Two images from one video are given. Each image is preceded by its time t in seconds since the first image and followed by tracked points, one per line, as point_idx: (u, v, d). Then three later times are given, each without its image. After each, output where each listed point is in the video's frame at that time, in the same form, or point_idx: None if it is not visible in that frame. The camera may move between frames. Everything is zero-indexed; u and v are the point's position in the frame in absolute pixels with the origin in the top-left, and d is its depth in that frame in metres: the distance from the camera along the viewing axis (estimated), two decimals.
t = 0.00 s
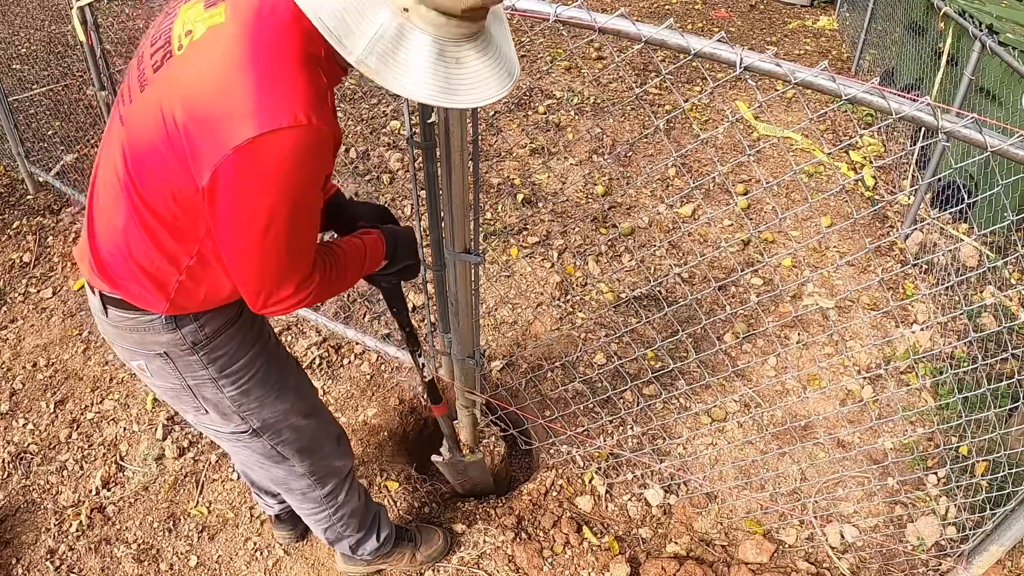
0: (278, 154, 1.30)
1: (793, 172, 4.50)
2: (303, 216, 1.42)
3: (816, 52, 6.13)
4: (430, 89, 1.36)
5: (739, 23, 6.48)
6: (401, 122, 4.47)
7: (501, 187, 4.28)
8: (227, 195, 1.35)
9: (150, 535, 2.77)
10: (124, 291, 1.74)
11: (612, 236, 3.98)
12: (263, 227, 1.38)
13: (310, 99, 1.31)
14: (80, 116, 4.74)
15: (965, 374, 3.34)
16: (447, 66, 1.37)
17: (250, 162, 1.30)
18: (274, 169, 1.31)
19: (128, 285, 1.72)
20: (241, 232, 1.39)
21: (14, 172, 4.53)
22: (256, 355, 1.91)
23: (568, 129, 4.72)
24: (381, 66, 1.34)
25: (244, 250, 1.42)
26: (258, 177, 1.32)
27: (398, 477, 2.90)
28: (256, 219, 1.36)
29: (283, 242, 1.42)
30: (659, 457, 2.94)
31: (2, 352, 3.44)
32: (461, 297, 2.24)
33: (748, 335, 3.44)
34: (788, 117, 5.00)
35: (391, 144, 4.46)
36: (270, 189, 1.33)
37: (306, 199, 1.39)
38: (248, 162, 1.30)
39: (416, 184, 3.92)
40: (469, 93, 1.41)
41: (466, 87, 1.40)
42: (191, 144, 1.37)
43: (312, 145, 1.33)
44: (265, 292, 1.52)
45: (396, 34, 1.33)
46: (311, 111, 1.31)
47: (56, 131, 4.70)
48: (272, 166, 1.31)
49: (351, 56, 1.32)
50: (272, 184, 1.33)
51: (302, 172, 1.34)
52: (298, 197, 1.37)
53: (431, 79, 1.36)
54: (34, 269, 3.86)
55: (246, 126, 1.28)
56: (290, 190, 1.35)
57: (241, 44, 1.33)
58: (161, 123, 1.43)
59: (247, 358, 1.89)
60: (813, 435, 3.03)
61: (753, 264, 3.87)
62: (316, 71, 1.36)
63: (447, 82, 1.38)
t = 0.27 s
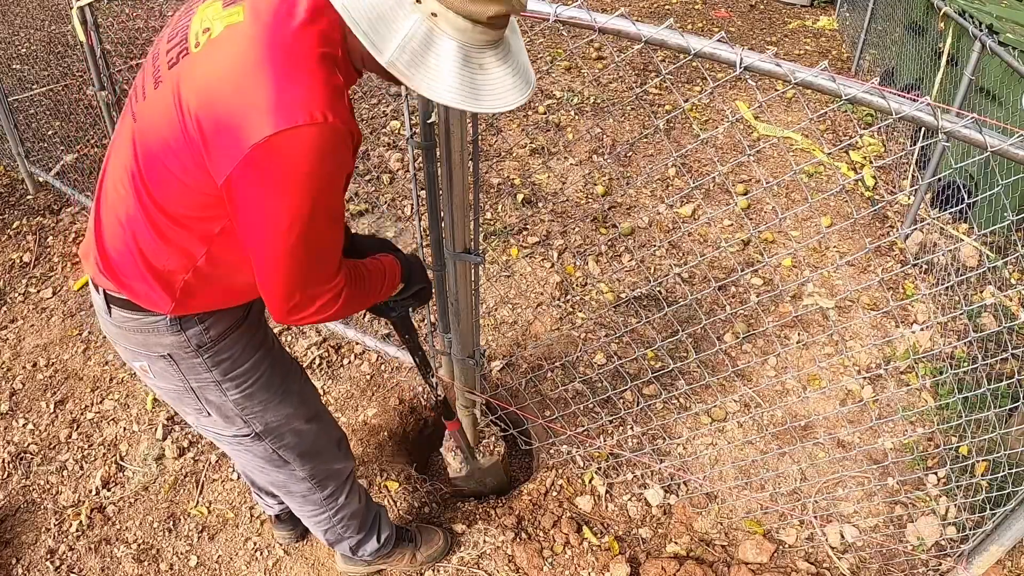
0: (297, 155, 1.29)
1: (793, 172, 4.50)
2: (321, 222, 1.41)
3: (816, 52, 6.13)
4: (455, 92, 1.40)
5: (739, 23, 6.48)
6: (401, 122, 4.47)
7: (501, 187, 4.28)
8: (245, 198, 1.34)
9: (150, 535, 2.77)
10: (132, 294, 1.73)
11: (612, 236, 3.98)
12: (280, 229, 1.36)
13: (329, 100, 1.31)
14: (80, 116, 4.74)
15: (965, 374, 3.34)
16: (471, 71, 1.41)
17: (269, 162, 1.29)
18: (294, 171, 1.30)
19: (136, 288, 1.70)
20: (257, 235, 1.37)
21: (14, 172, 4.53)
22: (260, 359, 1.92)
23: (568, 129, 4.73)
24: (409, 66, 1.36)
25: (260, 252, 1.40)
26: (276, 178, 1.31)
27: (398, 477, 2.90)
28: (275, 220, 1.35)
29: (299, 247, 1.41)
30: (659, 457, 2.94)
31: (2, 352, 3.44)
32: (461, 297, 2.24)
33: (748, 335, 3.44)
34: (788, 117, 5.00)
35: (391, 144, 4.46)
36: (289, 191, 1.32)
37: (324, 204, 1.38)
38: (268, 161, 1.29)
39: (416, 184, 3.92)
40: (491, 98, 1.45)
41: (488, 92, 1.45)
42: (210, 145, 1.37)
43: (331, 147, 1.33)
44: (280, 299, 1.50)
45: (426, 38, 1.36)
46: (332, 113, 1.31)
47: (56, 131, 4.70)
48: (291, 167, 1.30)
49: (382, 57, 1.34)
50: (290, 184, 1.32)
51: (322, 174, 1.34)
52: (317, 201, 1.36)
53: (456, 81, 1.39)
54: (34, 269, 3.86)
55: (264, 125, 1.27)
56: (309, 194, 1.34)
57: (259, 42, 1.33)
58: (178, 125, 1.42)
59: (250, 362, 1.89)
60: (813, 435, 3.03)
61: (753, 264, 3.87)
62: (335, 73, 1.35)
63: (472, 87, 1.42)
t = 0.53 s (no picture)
0: (277, 111, 1.29)
1: (793, 172, 4.50)
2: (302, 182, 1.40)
3: (816, 52, 6.13)
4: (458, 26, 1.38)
5: (739, 23, 6.49)
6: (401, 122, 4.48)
7: (501, 187, 4.28)
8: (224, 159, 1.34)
9: (150, 535, 2.77)
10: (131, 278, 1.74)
11: (613, 236, 3.98)
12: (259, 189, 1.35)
13: (309, 52, 1.31)
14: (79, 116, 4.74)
15: (965, 374, 3.34)
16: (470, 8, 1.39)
17: (250, 118, 1.29)
18: (273, 127, 1.30)
19: (133, 274, 1.72)
20: (239, 196, 1.36)
21: (14, 172, 4.53)
22: (273, 358, 1.92)
23: (568, 129, 4.73)
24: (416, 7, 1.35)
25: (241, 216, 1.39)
26: (256, 135, 1.30)
27: (398, 477, 2.90)
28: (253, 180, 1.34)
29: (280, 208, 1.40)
30: (659, 457, 2.94)
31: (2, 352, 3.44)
32: (461, 297, 2.24)
33: (748, 335, 3.44)
34: (788, 117, 5.00)
35: (391, 144, 4.46)
36: (269, 149, 1.31)
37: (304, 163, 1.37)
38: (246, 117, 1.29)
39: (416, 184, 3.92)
40: (495, 31, 1.42)
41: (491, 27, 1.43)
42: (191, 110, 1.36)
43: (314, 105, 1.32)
44: (261, 265, 1.48)
45: None
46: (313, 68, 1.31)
47: (55, 130, 4.69)
48: (271, 123, 1.29)
49: None
50: (268, 142, 1.31)
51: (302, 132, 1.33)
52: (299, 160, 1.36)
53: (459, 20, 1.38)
54: (34, 269, 3.86)
55: (242, 79, 1.28)
56: (288, 152, 1.33)
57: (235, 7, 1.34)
58: (159, 97, 1.42)
59: (264, 360, 1.89)
60: (813, 435, 3.03)
61: (753, 263, 3.87)
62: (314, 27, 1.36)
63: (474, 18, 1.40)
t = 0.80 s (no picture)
0: (158, 51, 1.17)
1: (793, 172, 4.50)
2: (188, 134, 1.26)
3: (816, 51, 6.13)
4: None
5: (739, 23, 6.49)
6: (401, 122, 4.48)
7: (501, 187, 4.28)
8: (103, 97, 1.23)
9: (150, 535, 2.77)
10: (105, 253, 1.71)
11: (613, 236, 3.98)
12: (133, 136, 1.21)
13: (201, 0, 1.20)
14: (79, 116, 4.74)
15: (965, 374, 3.34)
16: None
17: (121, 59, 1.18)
18: (144, 61, 1.17)
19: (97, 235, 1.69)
20: (112, 154, 1.25)
21: (15, 172, 4.53)
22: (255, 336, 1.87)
23: (568, 129, 4.73)
24: None
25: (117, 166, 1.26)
26: (124, 70, 1.17)
27: (398, 477, 2.89)
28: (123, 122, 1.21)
29: (163, 160, 1.26)
30: (659, 457, 2.94)
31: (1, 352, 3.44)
32: (460, 297, 2.24)
33: (748, 335, 3.44)
34: (788, 117, 5.00)
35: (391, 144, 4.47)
36: (140, 86, 1.18)
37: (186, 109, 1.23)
38: (119, 54, 1.17)
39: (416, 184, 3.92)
40: None
41: None
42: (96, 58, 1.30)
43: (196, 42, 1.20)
44: (142, 225, 1.34)
45: None
46: (201, 0, 1.20)
47: (56, 130, 4.70)
48: (144, 57, 1.17)
49: None
50: (146, 85, 1.18)
51: (182, 71, 1.20)
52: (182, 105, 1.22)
53: None
54: (34, 269, 3.86)
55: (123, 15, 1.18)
56: (163, 99, 1.20)
57: None
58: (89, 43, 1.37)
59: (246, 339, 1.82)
60: (813, 435, 3.03)
61: (753, 263, 3.87)
62: None
63: None
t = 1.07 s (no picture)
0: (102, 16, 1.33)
1: (793, 172, 4.50)
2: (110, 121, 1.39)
3: (815, 51, 6.13)
4: None
5: (739, 23, 6.49)
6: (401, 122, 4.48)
7: (501, 187, 4.28)
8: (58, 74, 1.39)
9: (150, 535, 2.76)
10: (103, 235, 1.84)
11: (612, 236, 3.98)
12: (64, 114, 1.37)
13: None
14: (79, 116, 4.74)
15: (965, 374, 3.34)
16: None
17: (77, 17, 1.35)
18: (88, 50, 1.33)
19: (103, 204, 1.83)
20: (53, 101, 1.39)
21: (14, 172, 4.53)
22: (233, 325, 1.91)
23: (568, 129, 4.73)
24: None
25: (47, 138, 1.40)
26: (71, 52, 1.34)
27: (398, 477, 2.89)
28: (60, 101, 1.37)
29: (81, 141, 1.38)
30: (659, 457, 2.94)
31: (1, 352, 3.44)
32: (460, 297, 2.24)
33: (748, 335, 3.44)
34: (788, 117, 5.00)
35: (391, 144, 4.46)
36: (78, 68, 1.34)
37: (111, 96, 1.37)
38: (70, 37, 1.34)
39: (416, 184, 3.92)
40: None
41: None
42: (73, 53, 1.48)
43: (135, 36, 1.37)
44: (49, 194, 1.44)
45: None
46: None
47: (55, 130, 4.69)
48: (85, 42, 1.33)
49: None
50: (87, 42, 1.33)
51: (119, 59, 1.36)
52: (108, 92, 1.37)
53: None
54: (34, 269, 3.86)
55: None
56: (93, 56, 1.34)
57: None
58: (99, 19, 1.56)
59: (224, 325, 1.89)
60: (813, 435, 3.03)
61: (753, 263, 3.87)
62: None
63: None
